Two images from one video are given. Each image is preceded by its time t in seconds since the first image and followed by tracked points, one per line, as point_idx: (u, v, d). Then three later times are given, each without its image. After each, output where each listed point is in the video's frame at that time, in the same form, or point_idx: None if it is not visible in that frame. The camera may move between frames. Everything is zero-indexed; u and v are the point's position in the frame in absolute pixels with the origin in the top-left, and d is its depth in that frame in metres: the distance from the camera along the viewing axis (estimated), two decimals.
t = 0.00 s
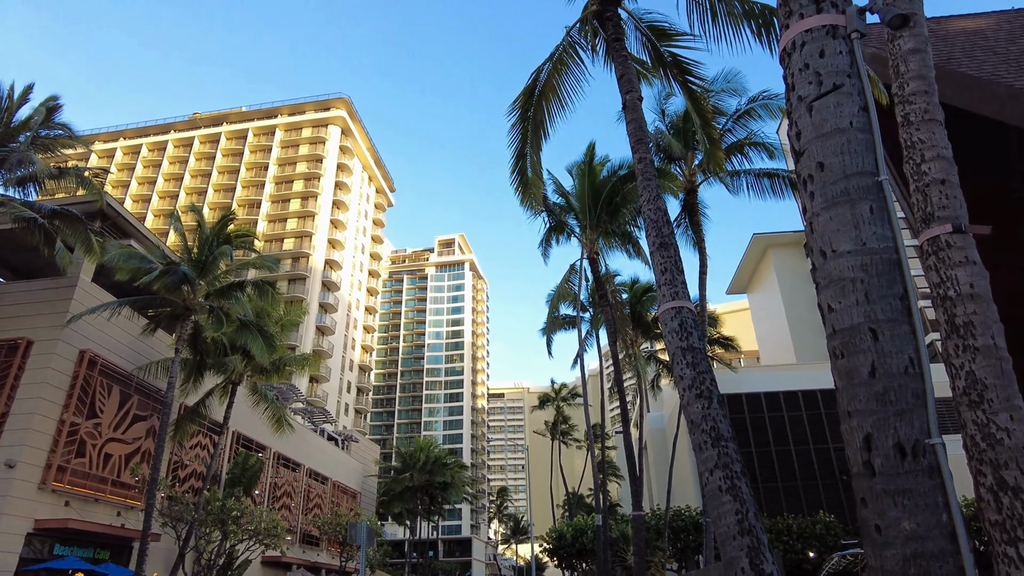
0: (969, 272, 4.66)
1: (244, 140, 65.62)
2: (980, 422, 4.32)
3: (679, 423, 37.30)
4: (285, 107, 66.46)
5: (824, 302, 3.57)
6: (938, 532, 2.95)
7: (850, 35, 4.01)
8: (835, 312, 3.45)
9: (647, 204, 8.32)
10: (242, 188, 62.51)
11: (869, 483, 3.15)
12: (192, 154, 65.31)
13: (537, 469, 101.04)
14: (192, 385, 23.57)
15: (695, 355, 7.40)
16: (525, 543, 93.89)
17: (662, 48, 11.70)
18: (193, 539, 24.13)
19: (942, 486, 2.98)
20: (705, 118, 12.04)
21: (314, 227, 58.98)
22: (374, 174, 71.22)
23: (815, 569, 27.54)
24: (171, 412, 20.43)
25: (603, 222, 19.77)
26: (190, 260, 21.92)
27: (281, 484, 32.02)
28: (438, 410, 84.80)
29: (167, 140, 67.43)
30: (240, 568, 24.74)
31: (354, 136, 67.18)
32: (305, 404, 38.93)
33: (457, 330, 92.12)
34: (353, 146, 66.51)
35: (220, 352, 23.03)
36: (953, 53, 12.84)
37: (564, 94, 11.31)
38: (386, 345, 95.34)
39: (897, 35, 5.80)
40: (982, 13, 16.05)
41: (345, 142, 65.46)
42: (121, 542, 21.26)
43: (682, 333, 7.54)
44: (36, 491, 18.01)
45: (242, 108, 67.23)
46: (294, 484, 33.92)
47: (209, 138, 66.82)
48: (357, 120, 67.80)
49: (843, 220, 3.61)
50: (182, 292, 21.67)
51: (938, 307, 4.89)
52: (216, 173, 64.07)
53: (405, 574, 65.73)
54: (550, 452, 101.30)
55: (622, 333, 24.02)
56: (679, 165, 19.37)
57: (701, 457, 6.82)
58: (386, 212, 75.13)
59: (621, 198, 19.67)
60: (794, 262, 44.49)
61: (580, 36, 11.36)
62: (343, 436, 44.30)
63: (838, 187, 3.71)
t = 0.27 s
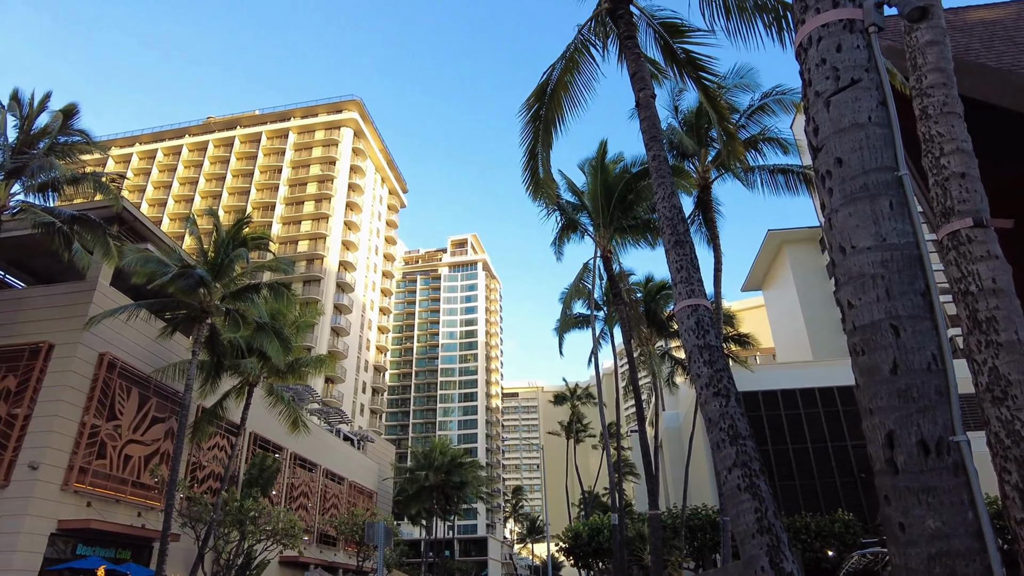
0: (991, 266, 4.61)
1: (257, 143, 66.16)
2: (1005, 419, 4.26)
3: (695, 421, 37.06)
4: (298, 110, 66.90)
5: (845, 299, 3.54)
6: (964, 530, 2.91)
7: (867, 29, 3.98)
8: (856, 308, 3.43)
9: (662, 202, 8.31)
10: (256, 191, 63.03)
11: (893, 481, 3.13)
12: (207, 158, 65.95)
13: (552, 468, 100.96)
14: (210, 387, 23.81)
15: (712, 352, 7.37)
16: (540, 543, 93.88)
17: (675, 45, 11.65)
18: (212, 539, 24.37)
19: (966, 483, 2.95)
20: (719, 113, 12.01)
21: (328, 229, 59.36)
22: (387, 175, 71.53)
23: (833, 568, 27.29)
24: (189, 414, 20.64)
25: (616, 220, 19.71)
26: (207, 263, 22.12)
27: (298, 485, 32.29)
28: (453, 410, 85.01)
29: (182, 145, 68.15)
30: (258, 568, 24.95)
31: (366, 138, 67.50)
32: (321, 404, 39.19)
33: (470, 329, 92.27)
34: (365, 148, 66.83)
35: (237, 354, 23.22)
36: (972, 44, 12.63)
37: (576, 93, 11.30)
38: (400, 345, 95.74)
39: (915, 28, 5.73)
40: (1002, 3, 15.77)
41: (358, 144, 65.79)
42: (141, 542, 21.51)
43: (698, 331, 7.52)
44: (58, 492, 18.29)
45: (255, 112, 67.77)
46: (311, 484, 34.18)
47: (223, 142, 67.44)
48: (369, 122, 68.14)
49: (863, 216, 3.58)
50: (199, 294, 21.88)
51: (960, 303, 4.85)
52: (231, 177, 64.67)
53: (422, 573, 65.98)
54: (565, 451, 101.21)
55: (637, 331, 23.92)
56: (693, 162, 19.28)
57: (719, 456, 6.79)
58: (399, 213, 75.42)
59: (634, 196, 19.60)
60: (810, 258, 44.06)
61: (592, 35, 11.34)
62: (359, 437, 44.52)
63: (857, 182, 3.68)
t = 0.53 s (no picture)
0: (1013, 261, 4.55)
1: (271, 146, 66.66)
2: None
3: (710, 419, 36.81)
4: (310, 112, 67.31)
5: (864, 295, 3.51)
6: (990, 528, 2.87)
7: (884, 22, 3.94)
8: (875, 304, 3.40)
9: (676, 199, 8.28)
10: (270, 194, 63.51)
11: (916, 478, 3.10)
12: (221, 161, 66.53)
13: (567, 467, 100.89)
14: (227, 388, 24.03)
15: (728, 349, 7.33)
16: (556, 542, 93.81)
17: (688, 41, 11.58)
18: (230, 539, 24.58)
19: (991, 480, 2.91)
20: (732, 109, 11.96)
21: (342, 230, 59.71)
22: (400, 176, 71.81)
23: (853, 567, 27.00)
24: (207, 415, 20.85)
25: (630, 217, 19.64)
26: (222, 264, 22.31)
27: (314, 484, 32.51)
28: (467, 409, 85.17)
29: (197, 148, 68.78)
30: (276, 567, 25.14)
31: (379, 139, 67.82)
32: (336, 404, 39.43)
33: (484, 329, 92.37)
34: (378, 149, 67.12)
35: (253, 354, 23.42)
36: (992, 34, 12.42)
37: (587, 91, 11.28)
38: (414, 345, 96.07)
39: (932, 20, 5.67)
40: None
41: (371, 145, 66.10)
42: (161, 541, 21.77)
43: (715, 328, 7.47)
44: (80, 492, 18.56)
45: (269, 115, 68.26)
46: (327, 483, 34.41)
47: (237, 144, 68.00)
48: (382, 124, 68.41)
49: (882, 211, 3.54)
50: (215, 296, 22.09)
51: (981, 299, 4.82)
52: (245, 179, 65.21)
53: (438, 572, 66.17)
54: (580, 450, 101.05)
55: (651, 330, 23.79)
56: (706, 158, 19.16)
57: (737, 454, 6.75)
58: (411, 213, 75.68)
59: (647, 193, 19.52)
60: (826, 254, 43.62)
61: (603, 32, 11.30)
62: (374, 437, 44.71)
63: (875, 177, 3.65)
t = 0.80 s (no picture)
0: None
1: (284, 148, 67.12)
2: None
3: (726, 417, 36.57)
4: (323, 113, 67.68)
5: (884, 291, 3.48)
6: (1016, 527, 2.81)
7: (902, 15, 3.90)
8: (895, 301, 3.36)
9: (690, 196, 8.25)
10: (284, 195, 63.96)
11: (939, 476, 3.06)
12: (235, 164, 67.08)
13: (581, 466, 100.76)
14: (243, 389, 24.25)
15: (745, 347, 7.28)
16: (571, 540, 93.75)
17: (700, 37, 11.51)
18: (248, 538, 24.81)
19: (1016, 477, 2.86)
20: (745, 106, 11.90)
21: (356, 231, 60.02)
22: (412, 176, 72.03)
23: (872, 566, 26.72)
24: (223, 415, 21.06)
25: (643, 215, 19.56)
26: (238, 266, 22.52)
27: (330, 484, 32.74)
28: (481, 408, 85.33)
29: (211, 151, 69.40)
30: (294, 566, 25.32)
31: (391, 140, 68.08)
32: (351, 404, 39.65)
33: (497, 328, 92.44)
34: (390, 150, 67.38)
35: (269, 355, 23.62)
36: (1012, 24, 12.21)
37: (597, 90, 11.26)
38: (428, 345, 96.38)
39: (949, 12, 5.59)
40: None
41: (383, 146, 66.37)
42: (180, 540, 22.02)
43: (731, 326, 7.43)
44: (101, 492, 18.83)
45: (282, 117, 68.72)
46: (343, 483, 34.64)
47: (251, 147, 68.53)
48: (393, 124, 68.65)
49: (901, 206, 3.51)
50: (231, 297, 22.31)
51: (1002, 295, 4.74)
52: (259, 181, 65.74)
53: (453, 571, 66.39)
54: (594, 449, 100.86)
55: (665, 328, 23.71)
56: (720, 154, 19.02)
57: (755, 451, 6.71)
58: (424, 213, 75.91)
59: (660, 191, 19.44)
60: (841, 249, 43.16)
61: (614, 30, 11.26)
62: (389, 436, 44.89)
63: (894, 172, 3.61)
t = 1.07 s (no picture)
0: None
1: (297, 150, 67.57)
2: None
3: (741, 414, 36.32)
4: (335, 115, 68.02)
5: (903, 286, 3.45)
6: None
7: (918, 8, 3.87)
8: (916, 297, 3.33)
9: (705, 193, 8.24)
10: (297, 197, 64.38)
11: (962, 474, 3.02)
12: (248, 167, 67.63)
13: (596, 464, 100.57)
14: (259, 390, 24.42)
15: (761, 344, 7.23)
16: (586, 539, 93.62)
17: (711, 33, 11.45)
18: (265, 537, 24.99)
19: None
20: (757, 102, 11.84)
21: (368, 231, 60.30)
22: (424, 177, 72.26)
23: (891, 564, 26.40)
24: (239, 416, 21.25)
25: (655, 212, 19.50)
26: (253, 268, 22.72)
27: (345, 483, 32.94)
28: (495, 407, 85.41)
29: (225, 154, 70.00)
30: (311, 565, 25.41)
31: (403, 140, 68.28)
32: (366, 404, 39.84)
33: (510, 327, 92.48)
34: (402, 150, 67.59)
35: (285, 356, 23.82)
36: None
37: (607, 88, 11.25)
38: (441, 344, 96.66)
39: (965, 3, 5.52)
40: None
41: (395, 146, 66.59)
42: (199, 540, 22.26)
43: (747, 323, 7.39)
44: (121, 492, 19.08)
45: (294, 119, 69.18)
46: (358, 482, 34.83)
47: (264, 150, 69.07)
48: (405, 125, 68.88)
49: (921, 201, 3.47)
50: (247, 299, 22.52)
51: None
52: (272, 184, 66.26)
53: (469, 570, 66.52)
54: (609, 447, 100.65)
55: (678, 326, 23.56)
56: (733, 150, 18.89)
57: (772, 449, 6.67)
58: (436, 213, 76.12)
59: (672, 188, 19.39)
60: (856, 245, 42.67)
61: (624, 28, 11.24)
62: (404, 436, 45.06)
63: (912, 167, 3.58)
